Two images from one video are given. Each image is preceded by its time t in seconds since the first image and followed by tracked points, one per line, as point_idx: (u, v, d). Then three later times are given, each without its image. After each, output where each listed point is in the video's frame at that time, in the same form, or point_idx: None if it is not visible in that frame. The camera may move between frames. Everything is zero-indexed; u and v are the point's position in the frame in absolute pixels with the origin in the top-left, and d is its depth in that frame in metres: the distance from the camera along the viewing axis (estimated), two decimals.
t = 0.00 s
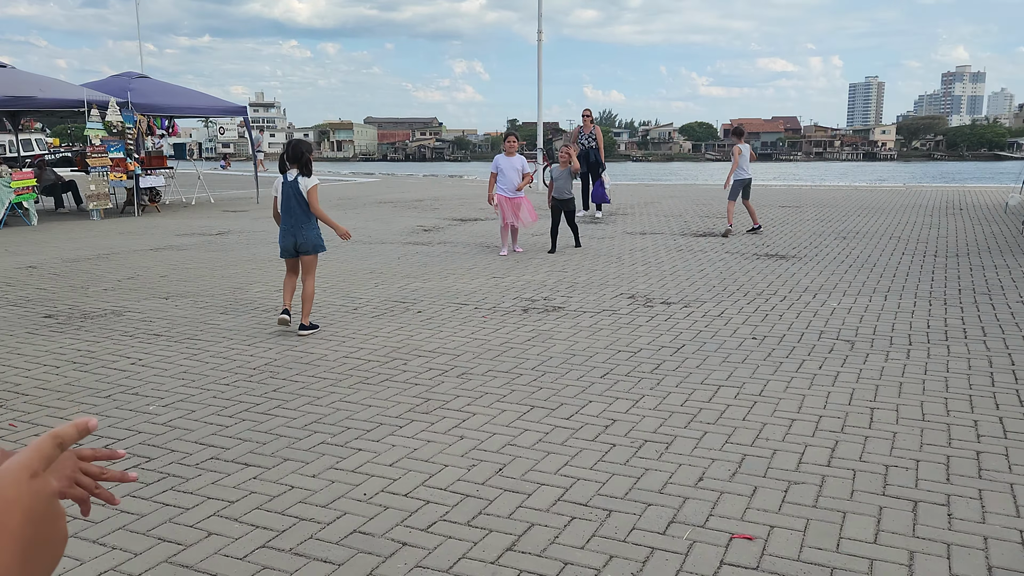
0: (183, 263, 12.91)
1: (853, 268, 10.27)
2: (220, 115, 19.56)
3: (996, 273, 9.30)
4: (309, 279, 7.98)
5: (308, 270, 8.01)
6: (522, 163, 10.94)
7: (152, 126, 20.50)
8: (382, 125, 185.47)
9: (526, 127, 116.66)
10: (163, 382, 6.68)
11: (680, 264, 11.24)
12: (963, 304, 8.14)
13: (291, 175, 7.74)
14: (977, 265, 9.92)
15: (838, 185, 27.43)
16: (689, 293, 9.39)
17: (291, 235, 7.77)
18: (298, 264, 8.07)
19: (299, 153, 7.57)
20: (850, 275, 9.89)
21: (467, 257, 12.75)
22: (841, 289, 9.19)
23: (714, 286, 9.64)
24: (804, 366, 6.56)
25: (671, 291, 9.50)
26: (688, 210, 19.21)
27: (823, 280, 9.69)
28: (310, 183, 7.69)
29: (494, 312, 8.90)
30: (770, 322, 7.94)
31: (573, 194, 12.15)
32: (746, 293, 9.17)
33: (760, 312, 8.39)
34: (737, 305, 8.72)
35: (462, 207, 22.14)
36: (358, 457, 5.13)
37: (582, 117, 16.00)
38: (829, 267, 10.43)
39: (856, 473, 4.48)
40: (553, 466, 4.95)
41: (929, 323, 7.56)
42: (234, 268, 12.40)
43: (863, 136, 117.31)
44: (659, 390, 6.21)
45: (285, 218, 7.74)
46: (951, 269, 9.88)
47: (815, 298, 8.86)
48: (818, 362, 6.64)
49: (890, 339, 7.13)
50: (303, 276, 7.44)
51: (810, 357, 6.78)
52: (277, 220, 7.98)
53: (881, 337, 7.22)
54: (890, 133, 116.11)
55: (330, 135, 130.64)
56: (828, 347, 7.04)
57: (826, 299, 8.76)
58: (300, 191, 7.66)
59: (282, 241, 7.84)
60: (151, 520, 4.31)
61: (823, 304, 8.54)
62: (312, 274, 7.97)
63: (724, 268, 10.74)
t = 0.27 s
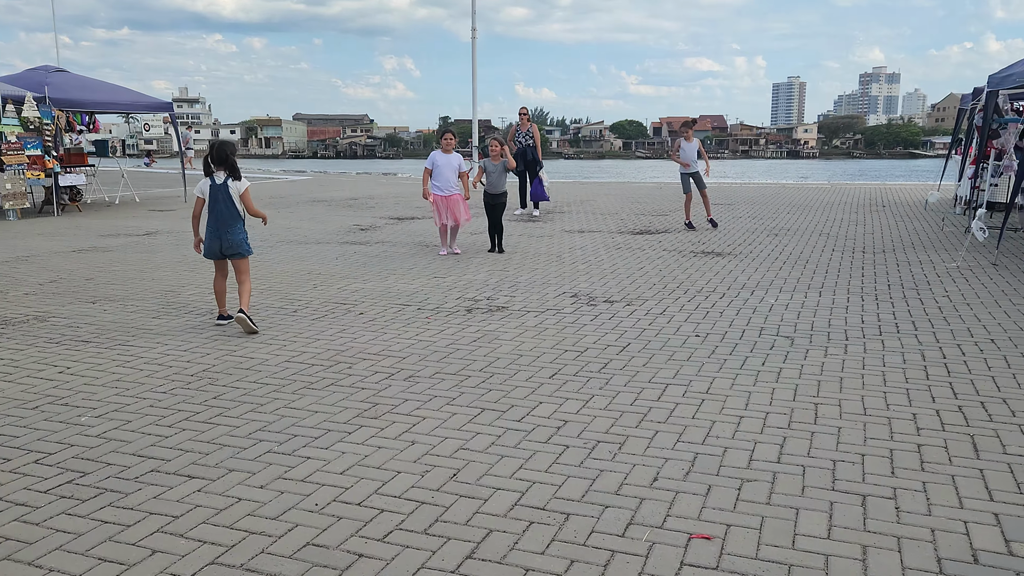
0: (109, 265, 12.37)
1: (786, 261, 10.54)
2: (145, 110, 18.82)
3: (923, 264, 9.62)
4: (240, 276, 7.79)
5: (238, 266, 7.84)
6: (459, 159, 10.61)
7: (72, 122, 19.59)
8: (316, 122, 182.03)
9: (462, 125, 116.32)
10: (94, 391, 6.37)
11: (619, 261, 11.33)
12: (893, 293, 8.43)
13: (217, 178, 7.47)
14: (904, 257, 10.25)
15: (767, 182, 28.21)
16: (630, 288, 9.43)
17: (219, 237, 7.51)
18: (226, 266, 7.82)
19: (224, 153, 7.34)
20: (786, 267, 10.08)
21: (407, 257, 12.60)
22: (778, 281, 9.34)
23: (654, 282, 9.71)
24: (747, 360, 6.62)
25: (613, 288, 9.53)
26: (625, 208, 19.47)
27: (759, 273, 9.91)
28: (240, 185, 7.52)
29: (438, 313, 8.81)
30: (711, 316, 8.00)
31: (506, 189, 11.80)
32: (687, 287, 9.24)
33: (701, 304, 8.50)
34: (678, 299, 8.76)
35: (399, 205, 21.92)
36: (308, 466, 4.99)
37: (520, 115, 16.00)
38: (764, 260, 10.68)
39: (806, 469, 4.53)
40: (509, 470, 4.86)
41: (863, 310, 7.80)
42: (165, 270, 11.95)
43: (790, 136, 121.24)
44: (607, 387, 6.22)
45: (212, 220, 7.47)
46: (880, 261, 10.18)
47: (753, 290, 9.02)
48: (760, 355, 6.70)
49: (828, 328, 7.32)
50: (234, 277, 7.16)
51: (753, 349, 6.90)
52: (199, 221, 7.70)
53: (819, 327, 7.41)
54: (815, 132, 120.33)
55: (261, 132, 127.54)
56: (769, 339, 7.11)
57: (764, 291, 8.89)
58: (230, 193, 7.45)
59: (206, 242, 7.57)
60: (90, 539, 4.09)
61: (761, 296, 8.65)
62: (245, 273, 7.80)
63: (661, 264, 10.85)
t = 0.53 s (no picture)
0: (8, 261, 11.58)
1: (710, 251, 10.73)
2: (46, 97, 17.72)
3: (839, 254, 9.94)
4: (150, 264, 7.46)
5: (149, 253, 7.50)
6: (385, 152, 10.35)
7: None
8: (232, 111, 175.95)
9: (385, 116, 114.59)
10: None
11: (547, 254, 11.32)
12: (813, 282, 8.66)
13: (122, 163, 7.01)
14: (821, 247, 10.58)
15: (688, 176, 28.85)
16: (558, 281, 9.40)
17: (130, 224, 7.12)
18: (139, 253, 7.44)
19: (129, 140, 6.87)
20: (710, 258, 10.24)
21: (332, 251, 12.28)
22: (703, 271, 9.47)
23: (581, 274, 9.70)
24: (677, 350, 6.65)
25: (542, 281, 9.48)
26: (551, 200, 19.57)
27: (684, 263, 10.04)
28: (147, 171, 7.09)
29: (365, 308, 8.60)
30: (640, 307, 8.02)
31: (428, 178, 11.44)
32: (615, 279, 9.27)
33: (629, 295, 8.53)
34: (607, 290, 8.77)
35: (322, 198, 21.40)
36: (235, 469, 4.76)
37: (445, 107, 15.80)
38: (688, 251, 10.85)
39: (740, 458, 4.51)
40: (445, 467, 4.73)
41: (785, 300, 7.98)
42: (71, 265, 11.26)
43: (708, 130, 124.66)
44: (541, 379, 6.17)
45: (121, 207, 7.06)
46: (799, 251, 10.46)
47: (680, 280, 9.10)
48: (690, 345, 6.73)
49: (753, 317, 7.44)
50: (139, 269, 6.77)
51: (682, 338, 6.94)
52: (107, 208, 7.27)
53: (745, 316, 7.52)
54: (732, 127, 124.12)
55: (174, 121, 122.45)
56: (698, 329, 7.16)
57: (691, 281, 8.99)
58: (138, 181, 7.02)
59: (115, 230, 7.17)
60: None
61: (688, 286, 8.74)
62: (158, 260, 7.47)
63: (589, 256, 10.87)
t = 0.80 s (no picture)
0: None
1: (632, 248, 10.78)
2: None
3: (759, 250, 10.15)
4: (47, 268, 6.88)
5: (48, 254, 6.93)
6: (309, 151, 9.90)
7: None
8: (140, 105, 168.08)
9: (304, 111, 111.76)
10: None
11: (472, 251, 11.17)
12: (733, 278, 8.78)
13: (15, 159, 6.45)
14: (741, 244, 10.77)
15: (611, 174, 29.19)
16: (486, 280, 9.24)
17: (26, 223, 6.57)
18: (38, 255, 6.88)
19: (20, 135, 6.31)
20: (635, 255, 10.27)
21: (248, 250, 11.77)
22: (629, 268, 9.47)
23: (509, 272, 9.58)
24: (606, 347, 6.58)
25: (469, 279, 9.30)
26: (474, 197, 19.42)
27: (608, 260, 10.06)
28: (43, 167, 6.54)
29: (285, 309, 8.24)
30: (566, 304, 7.93)
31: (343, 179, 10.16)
32: (542, 277, 9.17)
33: (556, 293, 8.44)
34: (534, 288, 8.66)
35: (237, 195, 20.59)
36: (144, 483, 4.40)
37: (366, 102, 15.38)
38: (612, 248, 10.88)
39: (672, 456, 4.45)
40: (372, 475, 4.52)
41: (707, 295, 8.04)
42: None
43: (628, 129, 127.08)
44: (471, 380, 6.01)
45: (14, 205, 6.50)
46: (720, 248, 10.63)
47: (605, 277, 9.09)
48: (617, 342, 6.66)
49: (677, 312, 7.46)
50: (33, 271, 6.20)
51: (609, 335, 6.86)
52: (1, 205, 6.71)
53: (669, 311, 7.53)
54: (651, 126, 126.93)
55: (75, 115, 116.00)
56: (625, 325, 7.11)
57: (616, 278, 8.96)
58: (32, 177, 6.46)
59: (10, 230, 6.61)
60: None
61: (614, 283, 8.71)
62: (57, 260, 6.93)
63: (515, 254, 10.77)
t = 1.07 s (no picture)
0: None
1: (560, 243, 10.65)
2: None
3: (686, 244, 10.18)
4: None
5: None
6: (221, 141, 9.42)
7: None
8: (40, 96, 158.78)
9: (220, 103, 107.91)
10: None
11: (398, 248, 10.86)
12: (661, 270, 8.73)
13: None
14: (669, 238, 10.80)
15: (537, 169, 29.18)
16: (413, 277, 8.94)
17: None
18: None
19: None
20: (564, 250, 10.14)
21: (160, 248, 11.12)
22: (558, 263, 9.32)
23: (436, 268, 9.32)
24: (537, 345, 6.37)
25: (396, 277, 8.98)
26: (399, 191, 19.04)
27: (537, 255, 9.89)
28: None
29: (201, 311, 7.76)
30: (496, 302, 7.69)
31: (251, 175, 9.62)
32: (471, 273, 8.93)
33: (485, 291, 8.20)
34: (462, 286, 8.41)
35: (147, 190, 19.57)
36: (39, 508, 3.97)
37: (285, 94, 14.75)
38: (539, 243, 10.72)
39: (610, 459, 4.24)
40: (295, 488, 4.19)
41: (637, 287, 7.93)
42: None
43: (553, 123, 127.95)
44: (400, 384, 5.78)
45: None
46: (648, 242, 10.61)
47: (534, 272, 8.89)
48: (549, 340, 6.47)
49: (606, 307, 7.29)
50: None
51: (538, 334, 6.64)
52: None
53: (598, 305, 7.36)
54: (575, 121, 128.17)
55: None
56: (556, 322, 6.92)
57: (546, 273, 8.79)
58: None
59: None
60: None
61: (545, 279, 8.53)
62: None
63: (442, 250, 10.51)
